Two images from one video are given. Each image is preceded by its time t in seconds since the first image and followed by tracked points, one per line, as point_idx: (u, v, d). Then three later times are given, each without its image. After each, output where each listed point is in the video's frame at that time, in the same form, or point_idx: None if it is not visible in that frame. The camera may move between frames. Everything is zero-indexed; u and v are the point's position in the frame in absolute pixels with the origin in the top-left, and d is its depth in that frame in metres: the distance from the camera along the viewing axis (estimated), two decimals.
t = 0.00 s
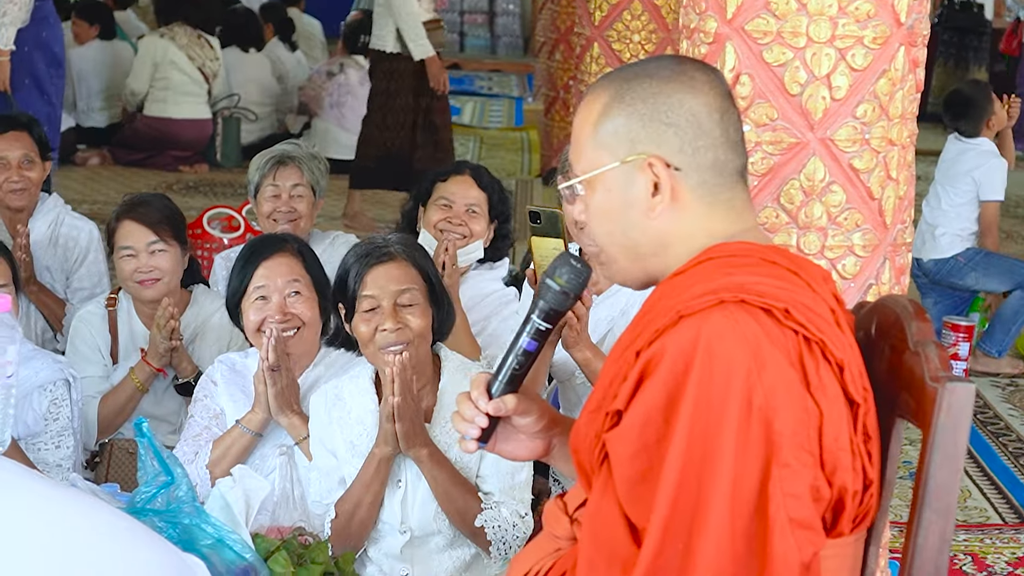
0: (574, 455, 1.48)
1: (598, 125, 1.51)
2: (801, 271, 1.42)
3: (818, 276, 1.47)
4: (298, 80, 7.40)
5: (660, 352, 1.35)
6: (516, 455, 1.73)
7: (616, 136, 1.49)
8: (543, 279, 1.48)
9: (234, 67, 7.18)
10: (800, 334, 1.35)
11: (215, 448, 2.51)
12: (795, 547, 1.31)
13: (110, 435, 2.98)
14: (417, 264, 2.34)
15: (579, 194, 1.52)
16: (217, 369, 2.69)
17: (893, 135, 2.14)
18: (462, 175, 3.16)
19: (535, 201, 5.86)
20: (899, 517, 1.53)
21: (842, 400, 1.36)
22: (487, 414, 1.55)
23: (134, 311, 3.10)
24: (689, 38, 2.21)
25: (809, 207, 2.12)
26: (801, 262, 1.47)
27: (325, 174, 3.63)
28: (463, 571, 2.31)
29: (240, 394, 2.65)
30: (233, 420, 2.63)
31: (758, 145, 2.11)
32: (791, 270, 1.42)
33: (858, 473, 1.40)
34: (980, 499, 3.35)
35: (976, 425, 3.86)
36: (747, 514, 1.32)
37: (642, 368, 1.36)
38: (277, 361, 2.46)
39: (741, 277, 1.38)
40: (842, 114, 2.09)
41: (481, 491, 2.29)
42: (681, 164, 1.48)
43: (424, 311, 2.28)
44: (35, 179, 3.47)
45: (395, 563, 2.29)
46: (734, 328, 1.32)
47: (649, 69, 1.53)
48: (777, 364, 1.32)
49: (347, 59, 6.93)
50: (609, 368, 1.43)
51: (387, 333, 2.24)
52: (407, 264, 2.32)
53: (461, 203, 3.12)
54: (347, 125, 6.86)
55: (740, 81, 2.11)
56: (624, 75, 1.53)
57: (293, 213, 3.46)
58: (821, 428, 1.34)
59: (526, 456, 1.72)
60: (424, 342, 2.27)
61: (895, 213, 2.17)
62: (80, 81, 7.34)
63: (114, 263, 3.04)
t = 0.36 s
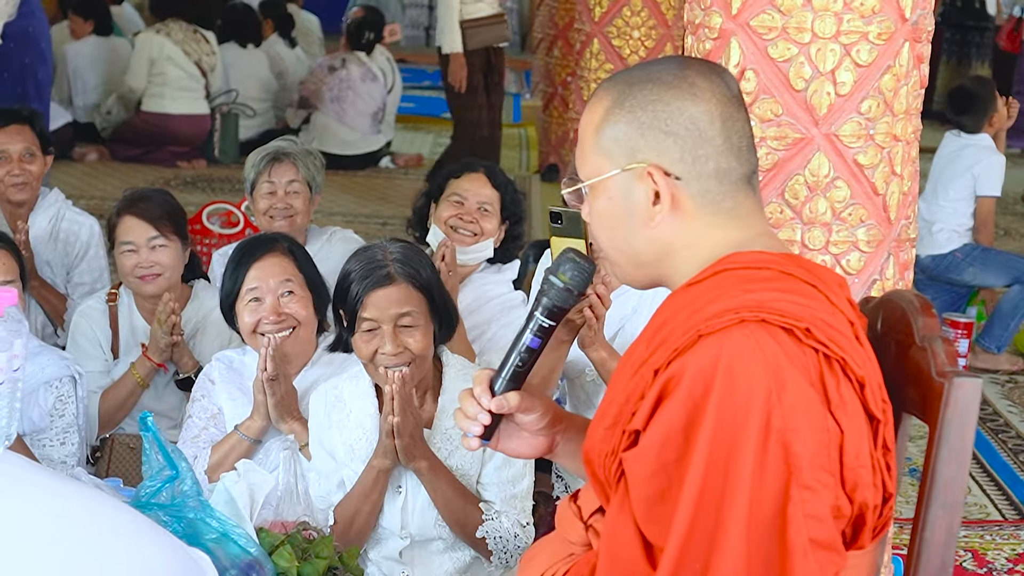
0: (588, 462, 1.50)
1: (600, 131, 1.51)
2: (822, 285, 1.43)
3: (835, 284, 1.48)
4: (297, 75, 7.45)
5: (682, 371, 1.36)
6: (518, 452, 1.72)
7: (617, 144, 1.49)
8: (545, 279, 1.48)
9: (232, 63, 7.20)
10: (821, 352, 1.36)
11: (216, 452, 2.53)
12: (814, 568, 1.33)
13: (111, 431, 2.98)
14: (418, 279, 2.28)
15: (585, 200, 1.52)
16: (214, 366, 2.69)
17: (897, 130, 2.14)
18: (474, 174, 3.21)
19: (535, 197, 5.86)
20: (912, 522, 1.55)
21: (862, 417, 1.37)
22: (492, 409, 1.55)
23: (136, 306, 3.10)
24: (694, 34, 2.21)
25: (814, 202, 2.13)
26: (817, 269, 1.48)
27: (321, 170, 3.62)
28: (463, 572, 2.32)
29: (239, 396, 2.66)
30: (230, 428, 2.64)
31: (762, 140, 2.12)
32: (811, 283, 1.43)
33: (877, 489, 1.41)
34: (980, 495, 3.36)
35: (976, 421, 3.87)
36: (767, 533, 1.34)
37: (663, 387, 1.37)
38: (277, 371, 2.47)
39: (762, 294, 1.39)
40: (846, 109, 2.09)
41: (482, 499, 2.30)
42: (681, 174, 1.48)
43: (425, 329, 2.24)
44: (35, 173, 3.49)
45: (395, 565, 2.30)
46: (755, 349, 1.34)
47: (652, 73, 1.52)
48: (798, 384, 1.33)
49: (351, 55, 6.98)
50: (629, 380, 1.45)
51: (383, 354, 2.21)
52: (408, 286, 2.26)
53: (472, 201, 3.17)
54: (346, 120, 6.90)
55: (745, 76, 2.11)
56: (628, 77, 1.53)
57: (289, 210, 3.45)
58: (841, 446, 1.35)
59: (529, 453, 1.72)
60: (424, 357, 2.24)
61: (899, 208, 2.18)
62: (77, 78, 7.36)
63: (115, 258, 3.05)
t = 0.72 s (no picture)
0: (614, 462, 1.53)
1: (630, 130, 1.54)
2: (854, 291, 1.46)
3: (866, 288, 1.51)
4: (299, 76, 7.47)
5: (718, 375, 1.39)
6: (548, 446, 1.74)
7: (645, 143, 1.52)
8: (582, 274, 1.54)
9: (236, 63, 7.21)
10: (854, 359, 1.40)
11: (226, 458, 2.52)
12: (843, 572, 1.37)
13: (122, 431, 3.00)
14: (434, 288, 2.28)
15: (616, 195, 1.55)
16: (223, 369, 2.69)
17: (908, 129, 2.15)
18: (480, 178, 3.22)
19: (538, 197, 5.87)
20: (930, 525, 1.58)
21: (891, 422, 1.41)
22: (522, 402, 1.61)
23: (144, 306, 3.11)
24: (706, 33, 2.22)
25: (826, 201, 2.14)
26: (847, 273, 1.51)
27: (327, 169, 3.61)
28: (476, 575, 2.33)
29: (249, 399, 2.64)
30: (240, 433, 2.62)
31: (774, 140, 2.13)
32: (844, 289, 1.46)
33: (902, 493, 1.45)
34: (986, 493, 3.37)
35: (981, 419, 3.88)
36: (796, 535, 1.38)
37: (697, 390, 1.41)
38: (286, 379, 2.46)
39: (796, 299, 1.42)
40: (858, 108, 2.10)
41: (498, 503, 2.32)
42: (705, 175, 1.49)
43: (441, 337, 2.25)
44: (45, 176, 3.51)
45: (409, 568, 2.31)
46: (791, 354, 1.37)
47: (682, 73, 1.54)
48: (833, 389, 1.37)
49: (354, 55, 7.02)
50: (659, 382, 1.48)
51: (399, 362, 2.22)
52: (423, 296, 2.26)
53: (480, 206, 3.17)
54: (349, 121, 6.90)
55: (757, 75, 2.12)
56: (658, 77, 1.54)
57: (293, 211, 3.46)
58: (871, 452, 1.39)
59: (558, 448, 1.74)
60: (440, 365, 2.25)
61: (910, 206, 2.19)
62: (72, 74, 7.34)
63: (123, 258, 3.05)
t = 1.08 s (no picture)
0: (669, 462, 1.52)
1: (692, 134, 1.54)
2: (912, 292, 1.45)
3: (924, 291, 1.49)
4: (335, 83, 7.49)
5: (772, 377, 1.39)
6: (609, 447, 1.75)
7: (708, 147, 1.52)
8: (641, 275, 1.53)
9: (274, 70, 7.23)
10: (910, 360, 1.39)
11: (277, 462, 2.52)
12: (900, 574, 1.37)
13: (170, 436, 3.01)
14: (500, 284, 2.33)
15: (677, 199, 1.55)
16: (271, 374, 2.70)
17: (963, 133, 2.15)
18: (517, 183, 3.22)
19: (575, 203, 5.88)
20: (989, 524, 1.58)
21: (948, 423, 1.40)
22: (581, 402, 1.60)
23: (192, 311, 3.12)
24: (758, 38, 2.23)
25: (880, 205, 2.14)
26: (906, 276, 1.50)
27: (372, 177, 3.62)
28: None
29: (298, 404, 2.65)
30: (290, 438, 2.63)
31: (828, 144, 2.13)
32: (902, 289, 1.45)
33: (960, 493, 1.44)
34: None
35: None
36: (852, 537, 1.38)
37: (751, 393, 1.40)
38: (337, 382, 2.49)
39: (852, 301, 1.41)
40: (912, 112, 2.11)
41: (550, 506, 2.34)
42: (767, 180, 1.50)
43: (500, 332, 2.29)
44: (89, 183, 3.53)
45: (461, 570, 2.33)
46: (846, 357, 1.37)
47: (744, 77, 1.54)
48: (889, 391, 1.36)
49: (391, 62, 7.05)
50: (714, 384, 1.48)
51: (458, 355, 2.25)
52: (489, 287, 2.31)
53: (518, 210, 3.18)
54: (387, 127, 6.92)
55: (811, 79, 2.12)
56: (720, 81, 1.55)
57: (340, 218, 3.47)
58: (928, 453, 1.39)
59: (619, 449, 1.75)
60: (497, 362, 2.29)
61: (965, 210, 2.19)
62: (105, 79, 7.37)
63: (170, 264, 3.07)
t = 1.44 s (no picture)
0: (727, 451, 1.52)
1: (758, 124, 1.54)
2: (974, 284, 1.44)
3: (985, 284, 1.48)
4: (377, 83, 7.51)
5: (834, 370, 1.39)
6: (667, 439, 1.75)
7: (773, 137, 1.53)
8: (703, 269, 1.55)
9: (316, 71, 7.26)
10: (972, 352, 1.39)
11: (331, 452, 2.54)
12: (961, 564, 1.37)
13: (221, 432, 3.03)
14: (569, 271, 2.37)
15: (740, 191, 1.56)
16: (324, 369, 2.71)
17: (1015, 124, 2.15)
18: (554, 177, 3.23)
19: (617, 200, 5.88)
20: None
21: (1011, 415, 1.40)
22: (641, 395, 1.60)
23: (241, 308, 3.13)
24: (810, 30, 2.24)
25: (933, 196, 2.15)
26: (967, 268, 1.48)
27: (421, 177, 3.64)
28: (578, 567, 2.36)
29: (351, 398, 2.67)
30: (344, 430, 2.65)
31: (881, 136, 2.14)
32: (964, 283, 1.44)
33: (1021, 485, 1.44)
34: None
35: None
36: (913, 528, 1.38)
37: (813, 385, 1.41)
38: (390, 373, 2.52)
39: (913, 294, 1.41)
40: (964, 103, 2.11)
41: (602, 493, 2.36)
42: (832, 171, 1.50)
43: (565, 317, 2.33)
44: (137, 181, 3.55)
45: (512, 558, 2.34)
46: (909, 349, 1.37)
47: (811, 70, 1.54)
48: (951, 383, 1.37)
49: (433, 61, 7.06)
50: (773, 377, 1.47)
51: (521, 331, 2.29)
52: (560, 272, 2.35)
53: (555, 205, 3.19)
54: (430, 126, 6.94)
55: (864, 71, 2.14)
56: (787, 72, 1.55)
57: (389, 215, 3.48)
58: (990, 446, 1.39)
59: (677, 440, 1.75)
60: (554, 348, 2.32)
61: (1017, 201, 2.18)
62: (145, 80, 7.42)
63: (219, 261, 3.09)
